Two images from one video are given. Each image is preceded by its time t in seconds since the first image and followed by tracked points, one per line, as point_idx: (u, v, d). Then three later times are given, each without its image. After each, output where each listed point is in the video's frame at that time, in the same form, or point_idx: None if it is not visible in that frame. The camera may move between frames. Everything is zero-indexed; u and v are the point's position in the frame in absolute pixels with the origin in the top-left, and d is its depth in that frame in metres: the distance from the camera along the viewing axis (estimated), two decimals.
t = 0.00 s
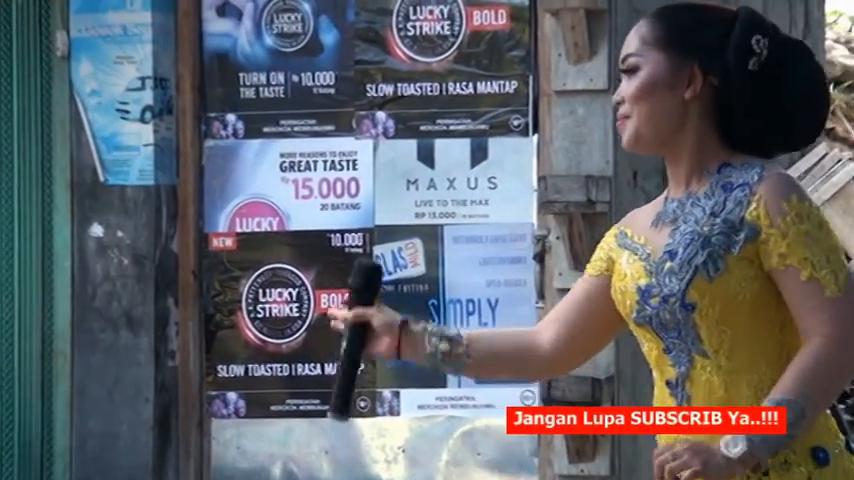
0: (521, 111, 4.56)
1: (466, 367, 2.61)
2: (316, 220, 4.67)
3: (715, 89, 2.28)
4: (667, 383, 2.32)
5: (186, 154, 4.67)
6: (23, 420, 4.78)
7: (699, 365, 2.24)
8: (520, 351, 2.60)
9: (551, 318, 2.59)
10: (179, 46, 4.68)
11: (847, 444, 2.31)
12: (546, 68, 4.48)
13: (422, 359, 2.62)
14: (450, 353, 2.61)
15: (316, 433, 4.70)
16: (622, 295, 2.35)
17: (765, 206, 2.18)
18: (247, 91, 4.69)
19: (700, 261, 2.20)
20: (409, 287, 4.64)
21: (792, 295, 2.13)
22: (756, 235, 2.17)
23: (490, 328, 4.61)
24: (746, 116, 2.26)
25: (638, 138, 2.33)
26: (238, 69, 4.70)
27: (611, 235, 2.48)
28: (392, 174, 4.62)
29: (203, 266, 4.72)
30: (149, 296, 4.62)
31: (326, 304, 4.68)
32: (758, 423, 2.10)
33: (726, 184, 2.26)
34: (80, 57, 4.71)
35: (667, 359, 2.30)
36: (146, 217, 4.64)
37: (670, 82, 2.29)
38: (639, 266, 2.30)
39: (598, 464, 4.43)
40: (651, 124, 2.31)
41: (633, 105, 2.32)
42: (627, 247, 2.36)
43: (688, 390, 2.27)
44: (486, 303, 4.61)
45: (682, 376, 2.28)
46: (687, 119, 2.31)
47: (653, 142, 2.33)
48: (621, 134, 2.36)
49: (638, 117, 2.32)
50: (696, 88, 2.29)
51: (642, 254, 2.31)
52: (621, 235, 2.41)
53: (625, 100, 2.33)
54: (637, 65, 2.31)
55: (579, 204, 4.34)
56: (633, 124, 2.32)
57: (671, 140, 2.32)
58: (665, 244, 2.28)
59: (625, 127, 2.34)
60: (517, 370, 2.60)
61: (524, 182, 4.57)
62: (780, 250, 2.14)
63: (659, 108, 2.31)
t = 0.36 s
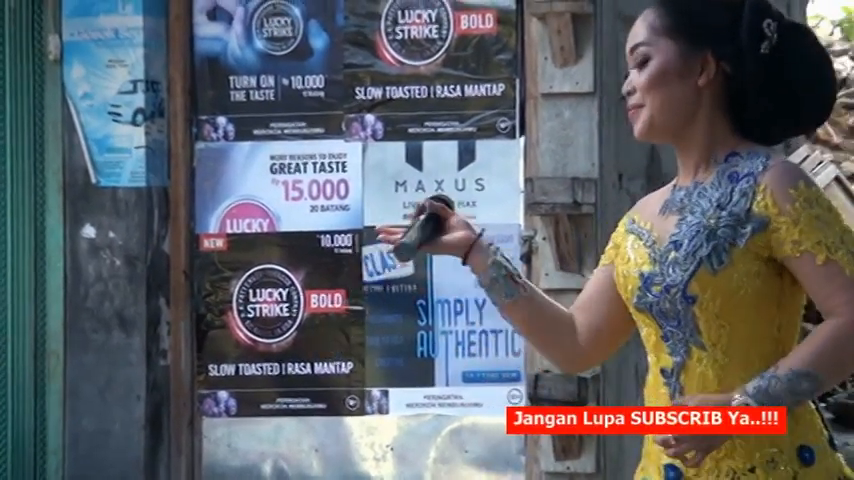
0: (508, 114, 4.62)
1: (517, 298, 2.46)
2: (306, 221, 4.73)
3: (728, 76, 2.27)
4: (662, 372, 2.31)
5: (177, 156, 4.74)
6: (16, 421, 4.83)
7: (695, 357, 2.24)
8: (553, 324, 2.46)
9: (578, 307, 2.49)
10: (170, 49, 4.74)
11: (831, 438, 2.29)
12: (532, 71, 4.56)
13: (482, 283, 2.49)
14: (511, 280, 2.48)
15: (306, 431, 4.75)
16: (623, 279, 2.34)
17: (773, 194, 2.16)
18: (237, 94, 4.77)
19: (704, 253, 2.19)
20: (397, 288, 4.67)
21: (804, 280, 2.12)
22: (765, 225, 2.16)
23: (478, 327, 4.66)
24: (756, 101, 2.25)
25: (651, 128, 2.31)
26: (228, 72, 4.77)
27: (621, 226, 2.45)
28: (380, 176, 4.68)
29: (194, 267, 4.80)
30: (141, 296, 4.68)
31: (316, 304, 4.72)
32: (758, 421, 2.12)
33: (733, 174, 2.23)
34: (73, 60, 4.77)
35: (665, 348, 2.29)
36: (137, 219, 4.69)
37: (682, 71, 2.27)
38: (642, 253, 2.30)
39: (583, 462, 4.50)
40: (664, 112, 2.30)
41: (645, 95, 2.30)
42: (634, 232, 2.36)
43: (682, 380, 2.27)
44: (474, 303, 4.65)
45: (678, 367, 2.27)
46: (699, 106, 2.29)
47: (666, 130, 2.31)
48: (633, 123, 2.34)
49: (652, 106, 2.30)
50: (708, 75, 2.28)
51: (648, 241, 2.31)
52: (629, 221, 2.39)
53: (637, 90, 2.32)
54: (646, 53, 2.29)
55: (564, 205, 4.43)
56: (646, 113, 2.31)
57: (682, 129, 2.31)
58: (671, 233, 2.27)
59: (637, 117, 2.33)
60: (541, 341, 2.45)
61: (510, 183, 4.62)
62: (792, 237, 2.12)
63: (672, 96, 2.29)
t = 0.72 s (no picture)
0: (493, 121, 4.89)
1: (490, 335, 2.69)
2: (302, 223, 5.00)
3: (729, 82, 2.40)
4: (639, 360, 2.44)
5: (179, 161, 5.01)
6: (28, 412, 5.11)
7: (672, 349, 2.37)
8: (530, 328, 2.62)
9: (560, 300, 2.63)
10: (173, 60, 5.01)
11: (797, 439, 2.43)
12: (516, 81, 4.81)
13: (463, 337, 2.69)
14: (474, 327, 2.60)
15: (302, 421, 5.01)
16: (611, 268, 2.47)
17: (758, 197, 2.30)
18: (236, 102, 5.02)
19: (689, 251, 2.32)
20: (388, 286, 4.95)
21: (777, 281, 2.26)
22: (748, 225, 2.29)
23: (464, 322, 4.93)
24: (753, 106, 2.42)
25: (657, 131, 2.42)
26: (228, 81, 5.02)
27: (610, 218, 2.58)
28: (372, 180, 4.95)
29: (196, 266, 5.05)
30: (145, 294, 4.94)
31: (311, 301, 4.99)
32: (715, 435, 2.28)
33: (725, 176, 2.37)
34: (80, 70, 5.03)
35: (644, 337, 2.42)
36: (142, 220, 4.95)
37: (691, 78, 2.39)
38: (633, 246, 2.43)
39: (564, 451, 4.76)
40: (672, 117, 2.40)
41: (655, 101, 2.40)
42: (625, 224, 2.49)
43: (657, 369, 2.40)
44: (460, 300, 4.93)
45: (654, 356, 2.40)
46: (700, 112, 2.41)
47: (668, 134, 2.42)
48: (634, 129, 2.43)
49: (661, 111, 2.40)
50: (713, 82, 2.40)
51: (638, 233, 2.44)
52: (620, 213, 2.52)
53: (642, 95, 2.41)
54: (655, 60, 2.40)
55: (546, 207, 4.66)
56: (654, 118, 2.40)
57: (684, 135, 2.43)
58: (661, 228, 2.40)
59: (640, 121, 2.42)
60: (524, 348, 2.62)
61: (495, 187, 4.90)
62: (771, 238, 2.26)
63: (678, 102, 2.40)
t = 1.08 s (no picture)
0: (479, 129, 5.20)
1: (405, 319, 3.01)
2: (300, 225, 5.31)
3: (690, 97, 2.80)
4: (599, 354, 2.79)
5: (184, 167, 5.32)
6: (43, 402, 5.44)
7: (630, 341, 2.72)
8: (454, 293, 3.00)
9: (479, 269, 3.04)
10: (178, 72, 5.31)
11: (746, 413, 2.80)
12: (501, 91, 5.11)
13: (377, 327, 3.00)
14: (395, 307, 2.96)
15: (300, 411, 5.33)
16: (568, 270, 2.81)
17: (712, 204, 2.67)
18: (238, 111, 5.34)
19: (645, 248, 2.68)
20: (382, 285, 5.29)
21: (725, 276, 2.63)
22: (701, 227, 2.67)
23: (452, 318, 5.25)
24: (706, 122, 2.82)
25: (626, 136, 2.78)
26: (230, 92, 5.34)
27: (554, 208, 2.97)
28: (366, 184, 5.26)
29: (199, 265, 5.36)
30: (152, 291, 5.26)
31: (308, 298, 5.31)
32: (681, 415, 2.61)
33: (680, 185, 2.74)
34: (91, 81, 5.34)
35: (602, 332, 2.77)
36: (149, 222, 5.27)
37: (660, 94, 2.77)
38: (588, 246, 2.77)
39: (545, 439, 5.07)
40: (642, 127, 2.77)
41: (628, 110, 2.76)
42: (577, 227, 2.83)
43: (617, 362, 2.75)
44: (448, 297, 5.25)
45: (614, 350, 2.75)
46: (664, 124, 2.79)
47: (635, 141, 2.79)
48: (601, 133, 2.78)
49: (633, 120, 2.76)
50: (678, 98, 2.79)
51: (592, 235, 2.79)
52: (571, 216, 2.87)
53: (614, 103, 2.77)
54: (631, 71, 2.76)
55: (529, 210, 5.01)
56: (625, 126, 2.76)
57: (646, 143, 2.80)
58: (616, 230, 2.76)
59: (608, 128, 2.78)
60: (450, 313, 3.00)
61: (481, 190, 5.20)
62: (721, 239, 2.64)
63: (648, 114, 2.76)
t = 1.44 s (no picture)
0: (466, 134, 5.52)
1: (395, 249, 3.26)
2: (297, 224, 5.63)
3: (649, 109, 3.01)
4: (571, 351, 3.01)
5: (189, 171, 5.63)
6: (54, 391, 5.75)
7: (599, 337, 2.95)
8: (441, 268, 3.27)
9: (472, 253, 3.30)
10: (183, 81, 5.63)
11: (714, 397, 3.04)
12: (487, 99, 5.43)
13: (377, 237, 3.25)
14: (389, 255, 3.24)
15: (297, 400, 5.65)
16: (539, 274, 3.02)
17: (675, 218, 2.89)
18: (239, 117, 5.66)
19: (610, 252, 2.89)
20: (372, 280, 5.61)
21: (694, 286, 2.86)
22: (665, 239, 2.88)
23: (440, 312, 5.59)
24: (667, 132, 3.03)
25: (588, 144, 3.00)
26: (231, 98, 5.66)
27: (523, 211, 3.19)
28: (359, 185, 5.59)
29: (203, 262, 5.69)
30: (158, 286, 5.60)
31: (305, 293, 5.63)
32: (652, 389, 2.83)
33: (642, 195, 2.95)
34: (100, 88, 5.64)
35: (572, 331, 2.99)
36: (155, 221, 5.59)
37: (621, 106, 2.98)
38: (557, 250, 2.98)
39: (528, 426, 5.40)
40: (601, 137, 2.99)
41: (589, 120, 2.98)
42: (546, 231, 3.04)
43: (587, 356, 2.97)
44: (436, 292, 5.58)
45: (584, 346, 2.97)
46: (623, 134, 3.01)
47: (596, 149, 3.01)
48: (566, 141, 3.02)
49: (593, 130, 2.98)
50: (638, 110, 3.01)
51: (560, 240, 2.99)
52: (540, 221, 3.07)
53: (577, 114, 2.99)
54: (593, 86, 2.98)
55: (513, 210, 5.38)
56: (587, 135, 2.99)
57: (607, 151, 3.02)
58: (581, 234, 2.96)
59: (572, 136, 3.01)
60: (430, 284, 3.26)
61: (467, 192, 5.53)
62: (688, 252, 2.86)
63: (608, 124, 2.98)
